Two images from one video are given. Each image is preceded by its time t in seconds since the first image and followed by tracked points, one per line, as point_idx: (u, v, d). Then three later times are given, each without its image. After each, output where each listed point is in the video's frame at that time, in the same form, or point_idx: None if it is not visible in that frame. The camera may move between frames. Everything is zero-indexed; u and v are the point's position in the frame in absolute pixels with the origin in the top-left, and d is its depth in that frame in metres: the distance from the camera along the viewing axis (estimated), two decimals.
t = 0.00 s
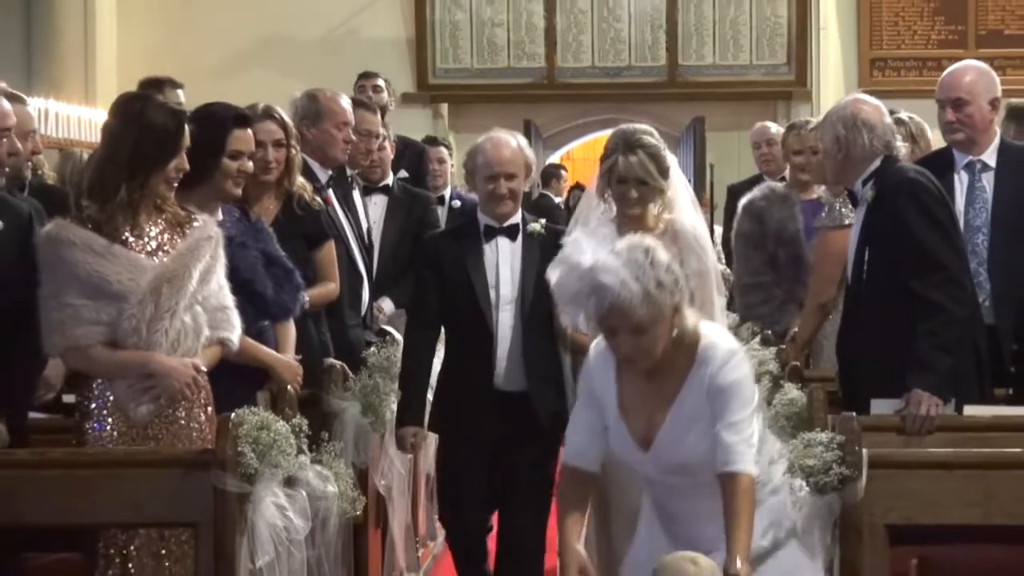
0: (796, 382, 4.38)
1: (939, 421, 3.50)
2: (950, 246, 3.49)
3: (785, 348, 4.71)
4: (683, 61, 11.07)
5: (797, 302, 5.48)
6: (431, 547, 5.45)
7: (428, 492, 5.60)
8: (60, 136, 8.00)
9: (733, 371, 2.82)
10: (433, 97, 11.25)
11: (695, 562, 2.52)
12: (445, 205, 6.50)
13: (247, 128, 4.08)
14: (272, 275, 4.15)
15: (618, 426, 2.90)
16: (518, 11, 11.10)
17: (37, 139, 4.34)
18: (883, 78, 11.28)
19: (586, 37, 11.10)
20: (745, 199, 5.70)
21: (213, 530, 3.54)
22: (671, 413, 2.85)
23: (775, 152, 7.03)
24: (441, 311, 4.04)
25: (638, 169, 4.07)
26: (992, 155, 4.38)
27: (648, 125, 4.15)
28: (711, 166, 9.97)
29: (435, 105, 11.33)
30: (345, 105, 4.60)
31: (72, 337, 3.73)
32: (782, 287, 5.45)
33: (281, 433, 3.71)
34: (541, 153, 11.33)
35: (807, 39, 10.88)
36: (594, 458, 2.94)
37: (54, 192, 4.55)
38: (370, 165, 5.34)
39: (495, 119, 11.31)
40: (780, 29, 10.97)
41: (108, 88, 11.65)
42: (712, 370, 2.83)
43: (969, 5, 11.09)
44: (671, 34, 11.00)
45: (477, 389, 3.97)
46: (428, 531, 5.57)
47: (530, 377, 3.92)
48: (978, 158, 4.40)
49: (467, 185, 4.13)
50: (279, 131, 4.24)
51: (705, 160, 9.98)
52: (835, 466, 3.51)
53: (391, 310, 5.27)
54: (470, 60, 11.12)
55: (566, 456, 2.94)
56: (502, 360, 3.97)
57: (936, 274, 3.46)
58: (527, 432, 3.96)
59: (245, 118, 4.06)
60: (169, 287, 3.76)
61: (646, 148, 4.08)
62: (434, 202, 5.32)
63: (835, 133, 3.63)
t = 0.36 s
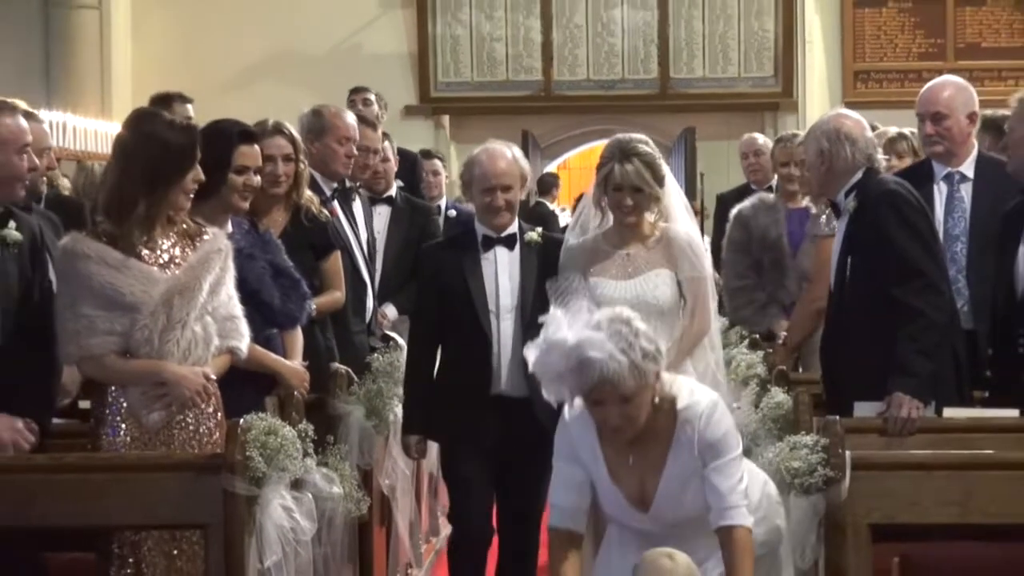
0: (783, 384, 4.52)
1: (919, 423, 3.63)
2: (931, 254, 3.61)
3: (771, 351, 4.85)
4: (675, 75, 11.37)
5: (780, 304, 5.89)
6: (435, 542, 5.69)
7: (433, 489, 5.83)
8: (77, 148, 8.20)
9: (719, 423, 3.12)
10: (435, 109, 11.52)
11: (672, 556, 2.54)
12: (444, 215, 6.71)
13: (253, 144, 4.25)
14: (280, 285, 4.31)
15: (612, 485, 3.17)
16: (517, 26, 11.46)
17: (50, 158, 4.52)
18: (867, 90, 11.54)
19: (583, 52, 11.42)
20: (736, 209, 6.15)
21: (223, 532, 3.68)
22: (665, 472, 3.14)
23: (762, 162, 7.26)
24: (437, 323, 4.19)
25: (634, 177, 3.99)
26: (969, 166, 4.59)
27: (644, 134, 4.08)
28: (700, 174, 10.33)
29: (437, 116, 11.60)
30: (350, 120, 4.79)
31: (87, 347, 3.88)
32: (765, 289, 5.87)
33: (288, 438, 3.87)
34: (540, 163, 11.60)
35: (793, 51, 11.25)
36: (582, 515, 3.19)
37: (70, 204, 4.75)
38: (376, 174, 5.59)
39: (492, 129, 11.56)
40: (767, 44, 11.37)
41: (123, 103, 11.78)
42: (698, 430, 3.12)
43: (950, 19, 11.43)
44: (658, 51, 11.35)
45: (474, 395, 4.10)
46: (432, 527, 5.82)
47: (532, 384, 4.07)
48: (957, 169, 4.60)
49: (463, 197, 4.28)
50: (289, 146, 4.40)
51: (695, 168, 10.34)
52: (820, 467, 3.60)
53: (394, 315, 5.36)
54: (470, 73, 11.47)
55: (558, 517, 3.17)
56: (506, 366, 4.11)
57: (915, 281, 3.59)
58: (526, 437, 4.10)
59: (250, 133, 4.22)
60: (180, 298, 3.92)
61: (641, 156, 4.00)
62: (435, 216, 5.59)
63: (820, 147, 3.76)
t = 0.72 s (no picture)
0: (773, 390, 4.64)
1: (905, 427, 3.75)
2: (914, 265, 3.77)
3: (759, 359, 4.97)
4: (668, 87, 11.31)
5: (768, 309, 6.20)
6: (438, 541, 5.87)
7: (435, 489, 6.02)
8: (92, 162, 8.38)
9: (707, 444, 3.29)
10: (436, 122, 11.54)
11: (644, 553, 2.68)
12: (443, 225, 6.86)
13: (262, 160, 4.37)
14: (288, 296, 4.45)
15: (604, 507, 3.33)
16: (516, 42, 11.38)
17: (66, 175, 4.70)
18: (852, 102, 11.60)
19: (578, 66, 11.38)
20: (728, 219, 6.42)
21: (234, 535, 3.79)
22: (655, 492, 3.30)
23: (753, 173, 7.36)
24: (438, 335, 4.33)
25: (631, 186, 4.09)
26: (951, 179, 4.76)
27: (641, 145, 4.18)
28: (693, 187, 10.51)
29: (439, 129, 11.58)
30: (355, 136, 4.94)
31: (103, 357, 4.02)
32: (754, 296, 6.18)
33: (296, 444, 4.00)
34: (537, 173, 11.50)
35: (782, 64, 11.18)
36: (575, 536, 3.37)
37: (86, 218, 4.92)
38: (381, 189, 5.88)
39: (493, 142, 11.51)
40: (757, 58, 11.29)
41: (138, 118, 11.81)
42: (684, 451, 3.29)
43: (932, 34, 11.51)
44: (649, 67, 11.29)
45: (485, 404, 4.27)
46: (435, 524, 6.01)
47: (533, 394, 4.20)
48: (940, 182, 4.78)
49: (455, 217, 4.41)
50: (298, 162, 4.55)
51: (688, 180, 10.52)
52: (809, 471, 3.73)
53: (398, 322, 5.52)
54: (471, 87, 11.43)
55: (553, 539, 3.36)
56: (509, 376, 4.29)
57: (899, 290, 3.73)
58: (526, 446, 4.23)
59: (259, 150, 4.35)
60: (192, 311, 4.05)
61: (638, 166, 4.10)
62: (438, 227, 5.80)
63: (805, 162, 3.88)
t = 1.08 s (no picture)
0: (763, 396, 4.82)
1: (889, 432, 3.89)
2: (897, 276, 3.95)
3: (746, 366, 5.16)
4: (662, 102, 11.65)
5: (760, 318, 6.35)
6: (441, 542, 6.12)
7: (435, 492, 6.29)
8: (108, 176, 8.57)
9: (702, 442, 3.43)
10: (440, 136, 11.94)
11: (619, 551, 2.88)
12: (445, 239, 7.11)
13: (273, 175, 4.53)
14: (299, 308, 4.61)
15: (603, 500, 3.49)
16: (516, 59, 11.66)
17: (85, 189, 4.84)
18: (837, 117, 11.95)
19: (575, 82, 11.68)
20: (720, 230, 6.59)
21: (246, 539, 3.93)
22: (649, 486, 3.45)
23: (743, 187, 7.62)
24: (439, 345, 4.53)
25: (626, 206, 4.30)
26: (932, 193, 5.08)
27: (635, 167, 4.41)
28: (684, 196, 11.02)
29: (441, 143, 12.07)
30: (363, 153, 5.22)
31: (119, 367, 4.15)
32: (747, 306, 6.36)
33: (304, 451, 4.14)
34: (534, 186, 11.93)
35: (770, 80, 11.47)
36: (577, 530, 3.53)
37: (103, 231, 5.11)
38: (388, 202, 6.18)
39: (493, 154, 11.96)
40: (747, 73, 11.61)
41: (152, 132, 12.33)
42: (679, 445, 3.43)
43: (914, 48, 11.77)
44: (641, 85, 11.63)
45: (477, 409, 4.50)
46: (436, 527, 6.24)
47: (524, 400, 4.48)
48: (922, 196, 5.09)
49: (447, 223, 4.60)
50: (308, 178, 4.74)
51: (680, 190, 11.02)
52: (798, 476, 3.87)
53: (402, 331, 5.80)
54: (472, 102, 11.77)
55: (557, 531, 3.52)
56: (504, 384, 4.50)
57: (882, 300, 3.92)
58: (522, 451, 4.50)
59: (270, 166, 4.51)
60: (205, 322, 4.19)
61: (633, 185, 4.31)
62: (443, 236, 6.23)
63: (792, 177, 4.09)
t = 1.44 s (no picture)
0: (755, 399, 4.99)
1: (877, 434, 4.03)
2: (884, 283, 4.09)
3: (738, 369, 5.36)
4: (658, 113, 12.68)
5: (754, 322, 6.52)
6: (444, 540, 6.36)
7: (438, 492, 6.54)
8: (125, 185, 8.80)
9: (708, 421, 3.57)
10: (444, 147, 12.75)
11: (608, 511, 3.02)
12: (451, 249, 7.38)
13: (283, 186, 4.68)
14: (309, 314, 4.76)
15: (610, 466, 3.60)
16: (517, 71, 12.70)
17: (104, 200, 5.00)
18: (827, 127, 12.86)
19: (574, 95, 12.71)
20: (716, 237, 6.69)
21: (257, 540, 4.08)
22: (656, 456, 3.57)
23: (735, 197, 7.95)
24: (436, 350, 4.70)
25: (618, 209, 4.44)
26: (918, 204, 5.28)
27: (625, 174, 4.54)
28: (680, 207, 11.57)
29: (445, 153, 12.84)
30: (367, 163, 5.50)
31: (134, 372, 4.30)
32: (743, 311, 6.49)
33: (313, 454, 4.30)
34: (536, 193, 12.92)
35: (760, 93, 12.54)
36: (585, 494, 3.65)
37: (120, 238, 5.30)
38: (394, 210, 6.35)
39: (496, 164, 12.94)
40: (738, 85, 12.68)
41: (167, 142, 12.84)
42: (689, 418, 3.57)
43: (900, 63, 12.68)
44: (635, 97, 12.67)
45: (470, 417, 4.65)
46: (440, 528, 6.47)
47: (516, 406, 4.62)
48: (908, 206, 5.28)
49: (447, 229, 4.75)
50: (317, 189, 4.88)
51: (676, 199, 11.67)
52: (789, 477, 3.96)
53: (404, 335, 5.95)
54: (475, 113, 12.67)
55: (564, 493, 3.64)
56: (498, 391, 4.67)
57: (870, 307, 4.06)
58: (519, 452, 4.65)
59: (279, 177, 4.66)
60: (217, 328, 4.34)
61: (622, 190, 4.46)
62: (446, 241, 6.53)
63: (782, 188, 4.21)
